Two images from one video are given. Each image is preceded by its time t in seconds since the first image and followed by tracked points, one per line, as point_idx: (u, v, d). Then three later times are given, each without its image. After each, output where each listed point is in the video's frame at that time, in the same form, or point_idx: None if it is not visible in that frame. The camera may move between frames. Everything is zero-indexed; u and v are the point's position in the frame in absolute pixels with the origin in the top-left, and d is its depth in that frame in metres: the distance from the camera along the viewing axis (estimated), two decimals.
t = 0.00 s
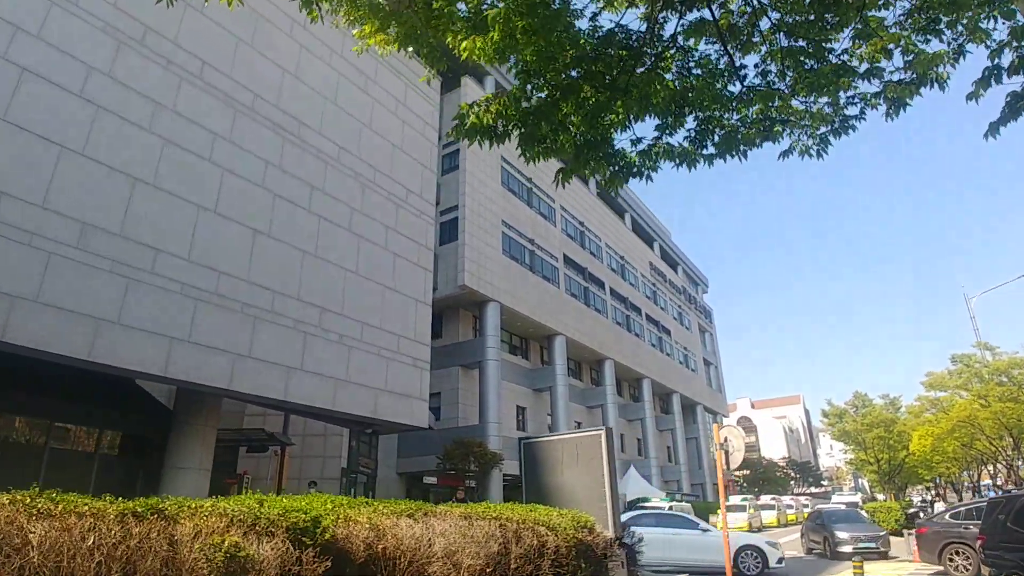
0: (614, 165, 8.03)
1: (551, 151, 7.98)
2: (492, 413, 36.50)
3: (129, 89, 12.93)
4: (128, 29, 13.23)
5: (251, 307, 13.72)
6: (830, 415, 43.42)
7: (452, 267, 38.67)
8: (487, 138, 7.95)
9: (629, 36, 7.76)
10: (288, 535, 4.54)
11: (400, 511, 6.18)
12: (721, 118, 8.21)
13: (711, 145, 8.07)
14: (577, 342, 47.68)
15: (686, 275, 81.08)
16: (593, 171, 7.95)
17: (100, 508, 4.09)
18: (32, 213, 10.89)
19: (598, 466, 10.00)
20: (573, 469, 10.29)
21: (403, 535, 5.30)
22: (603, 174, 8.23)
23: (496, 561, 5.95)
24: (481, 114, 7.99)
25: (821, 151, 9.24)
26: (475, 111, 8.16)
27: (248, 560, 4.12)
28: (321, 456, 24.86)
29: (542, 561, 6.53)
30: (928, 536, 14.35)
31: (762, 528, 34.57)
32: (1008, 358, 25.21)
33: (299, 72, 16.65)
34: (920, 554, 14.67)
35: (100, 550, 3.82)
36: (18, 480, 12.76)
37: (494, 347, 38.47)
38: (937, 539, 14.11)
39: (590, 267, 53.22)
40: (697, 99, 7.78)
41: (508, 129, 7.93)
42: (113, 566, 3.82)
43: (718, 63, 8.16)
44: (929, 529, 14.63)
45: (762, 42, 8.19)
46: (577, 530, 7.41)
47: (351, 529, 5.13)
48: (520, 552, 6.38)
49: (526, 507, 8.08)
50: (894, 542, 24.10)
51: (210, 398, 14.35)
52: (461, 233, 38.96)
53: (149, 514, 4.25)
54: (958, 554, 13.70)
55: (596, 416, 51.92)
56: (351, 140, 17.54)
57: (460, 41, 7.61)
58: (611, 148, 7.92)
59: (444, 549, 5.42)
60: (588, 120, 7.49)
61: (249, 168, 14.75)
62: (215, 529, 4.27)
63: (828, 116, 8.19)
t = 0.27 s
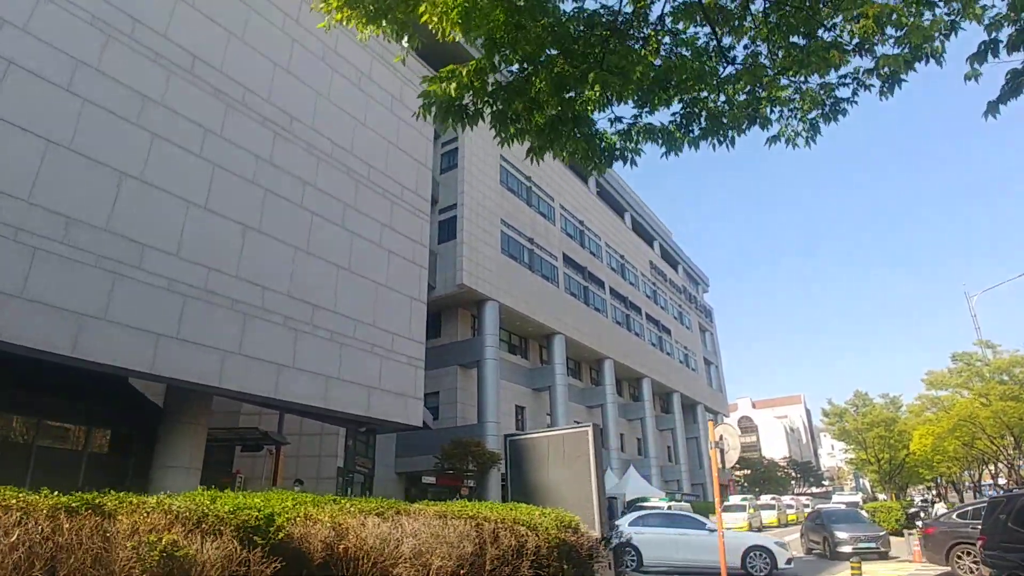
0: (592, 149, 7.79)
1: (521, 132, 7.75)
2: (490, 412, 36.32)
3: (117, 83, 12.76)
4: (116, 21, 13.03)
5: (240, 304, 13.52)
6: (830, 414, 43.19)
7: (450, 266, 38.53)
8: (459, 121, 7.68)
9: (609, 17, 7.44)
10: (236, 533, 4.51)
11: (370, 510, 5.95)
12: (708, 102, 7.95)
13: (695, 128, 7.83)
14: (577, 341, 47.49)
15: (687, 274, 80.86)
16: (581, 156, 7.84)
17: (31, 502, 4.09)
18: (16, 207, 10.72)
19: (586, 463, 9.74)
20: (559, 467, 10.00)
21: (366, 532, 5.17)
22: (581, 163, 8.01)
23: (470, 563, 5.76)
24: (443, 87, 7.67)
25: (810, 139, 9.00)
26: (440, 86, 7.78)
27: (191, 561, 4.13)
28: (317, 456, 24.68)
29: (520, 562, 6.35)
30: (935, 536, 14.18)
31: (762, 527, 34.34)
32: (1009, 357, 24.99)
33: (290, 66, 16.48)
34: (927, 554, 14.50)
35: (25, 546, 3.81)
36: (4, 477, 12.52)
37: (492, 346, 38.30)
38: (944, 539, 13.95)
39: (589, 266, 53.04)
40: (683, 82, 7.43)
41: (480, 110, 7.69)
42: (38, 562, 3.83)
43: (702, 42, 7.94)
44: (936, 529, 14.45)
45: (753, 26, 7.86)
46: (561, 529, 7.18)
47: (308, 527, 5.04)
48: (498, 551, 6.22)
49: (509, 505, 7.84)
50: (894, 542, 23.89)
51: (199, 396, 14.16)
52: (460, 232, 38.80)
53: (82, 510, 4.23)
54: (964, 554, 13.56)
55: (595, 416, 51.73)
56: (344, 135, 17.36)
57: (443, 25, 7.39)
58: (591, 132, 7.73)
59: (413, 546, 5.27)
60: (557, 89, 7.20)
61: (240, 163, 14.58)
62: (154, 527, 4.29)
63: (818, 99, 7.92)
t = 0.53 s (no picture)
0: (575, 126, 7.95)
1: (492, 111, 7.68)
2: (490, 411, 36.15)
3: (108, 79, 12.61)
4: (108, 17, 12.86)
5: (233, 301, 13.35)
6: (833, 413, 42.91)
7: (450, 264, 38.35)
8: (426, 99, 7.57)
9: None
10: (180, 538, 4.63)
11: (343, 513, 5.93)
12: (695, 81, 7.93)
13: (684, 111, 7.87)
14: (578, 340, 47.27)
15: (688, 273, 80.56)
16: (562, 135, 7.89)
17: None
18: (6, 203, 10.56)
19: (576, 463, 9.56)
20: (549, 467, 9.83)
21: (332, 536, 5.25)
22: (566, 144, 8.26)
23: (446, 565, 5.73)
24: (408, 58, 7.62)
25: (807, 120, 9.19)
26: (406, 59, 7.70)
27: (126, 564, 4.13)
28: (316, 456, 24.47)
29: (501, 564, 6.28)
30: (946, 537, 14.00)
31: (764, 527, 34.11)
32: (1013, 354, 24.72)
33: (284, 62, 16.30)
34: (938, 555, 14.31)
35: None
36: None
37: (492, 345, 38.12)
38: (955, 540, 13.75)
39: (590, 264, 52.82)
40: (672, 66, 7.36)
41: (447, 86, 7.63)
42: None
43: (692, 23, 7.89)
44: (947, 530, 14.24)
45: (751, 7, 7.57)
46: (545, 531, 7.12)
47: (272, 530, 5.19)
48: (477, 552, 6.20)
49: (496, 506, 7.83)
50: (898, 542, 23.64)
51: (192, 395, 14.01)
52: (460, 230, 38.62)
53: (17, 510, 4.26)
54: (977, 555, 13.36)
55: (597, 415, 51.50)
56: (339, 132, 17.18)
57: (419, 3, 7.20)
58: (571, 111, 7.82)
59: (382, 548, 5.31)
60: (533, 61, 6.97)
61: (234, 159, 14.42)
62: (91, 528, 4.34)
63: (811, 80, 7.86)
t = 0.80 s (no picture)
0: (554, 102, 8.25)
1: (465, 83, 7.40)
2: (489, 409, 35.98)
3: (98, 72, 12.44)
4: (98, 10, 12.70)
5: (225, 297, 13.19)
6: (835, 411, 42.62)
7: (449, 262, 38.14)
8: (389, 66, 7.37)
9: None
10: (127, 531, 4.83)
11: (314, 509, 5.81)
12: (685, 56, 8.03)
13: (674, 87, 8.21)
14: (579, 338, 47.06)
15: (690, 271, 80.32)
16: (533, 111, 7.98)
17: None
18: None
19: (567, 458, 9.41)
20: (539, 463, 9.66)
21: (297, 532, 5.15)
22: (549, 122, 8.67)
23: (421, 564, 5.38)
24: (369, 21, 7.10)
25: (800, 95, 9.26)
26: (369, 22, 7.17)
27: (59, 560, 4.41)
28: (314, 454, 24.17)
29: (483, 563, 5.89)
30: (959, 536, 13.93)
31: (766, 527, 33.85)
32: (1017, 351, 24.43)
33: (279, 56, 16.16)
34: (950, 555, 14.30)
35: None
36: None
37: (492, 343, 37.94)
38: (967, 539, 13.63)
39: (591, 262, 52.61)
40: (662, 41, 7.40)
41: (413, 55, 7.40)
42: None
43: None
44: (959, 529, 14.23)
45: None
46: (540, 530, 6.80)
47: (233, 523, 5.20)
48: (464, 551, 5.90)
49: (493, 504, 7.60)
50: (901, 542, 23.38)
51: (186, 392, 13.91)
52: (460, 228, 38.44)
53: None
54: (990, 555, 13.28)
55: (598, 414, 51.30)
56: (335, 127, 17.02)
57: None
58: (552, 87, 8.00)
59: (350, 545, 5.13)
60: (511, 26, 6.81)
61: (226, 153, 14.27)
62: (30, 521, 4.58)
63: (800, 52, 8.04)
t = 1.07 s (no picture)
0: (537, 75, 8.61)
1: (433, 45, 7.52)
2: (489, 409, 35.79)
3: (87, 66, 12.25)
4: (88, 3, 12.52)
5: (217, 294, 13.00)
6: (837, 410, 42.34)
7: (449, 261, 37.93)
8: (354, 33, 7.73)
9: None
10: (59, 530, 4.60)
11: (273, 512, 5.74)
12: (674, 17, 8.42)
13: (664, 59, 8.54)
14: (579, 337, 46.83)
15: (691, 270, 80.10)
16: (512, 85, 8.25)
17: None
18: None
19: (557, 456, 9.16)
20: (529, 461, 9.46)
21: (257, 534, 5.03)
22: (536, 95, 9.32)
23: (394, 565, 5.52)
24: None
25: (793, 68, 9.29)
26: None
27: None
28: (311, 454, 23.80)
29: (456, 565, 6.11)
30: (973, 536, 13.73)
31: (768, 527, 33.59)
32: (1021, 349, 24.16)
33: (273, 51, 15.99)
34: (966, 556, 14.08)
35: None
36: None
37: (492, 342, 37.73)
38: (981, 538, 13.38)
39: (591, 261, 52.39)
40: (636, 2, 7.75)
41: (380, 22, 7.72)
42: None
43: None
44: (973, 529, 14.09)
45: None
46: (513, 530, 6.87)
47: (188, 527, 5.00)
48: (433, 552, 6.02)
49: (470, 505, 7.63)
50: (903, 542, 23.13)
51: (178, 390, 13.74)
52: (459, 227, 38.24)
53: None
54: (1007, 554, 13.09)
55: (598, 413, 51.08)
56: (329, 123, 16.82)
57: None
58: (535, 61, 8.26)
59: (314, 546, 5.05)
60: None
61: (218, 148, 14.09)
62: None
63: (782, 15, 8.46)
